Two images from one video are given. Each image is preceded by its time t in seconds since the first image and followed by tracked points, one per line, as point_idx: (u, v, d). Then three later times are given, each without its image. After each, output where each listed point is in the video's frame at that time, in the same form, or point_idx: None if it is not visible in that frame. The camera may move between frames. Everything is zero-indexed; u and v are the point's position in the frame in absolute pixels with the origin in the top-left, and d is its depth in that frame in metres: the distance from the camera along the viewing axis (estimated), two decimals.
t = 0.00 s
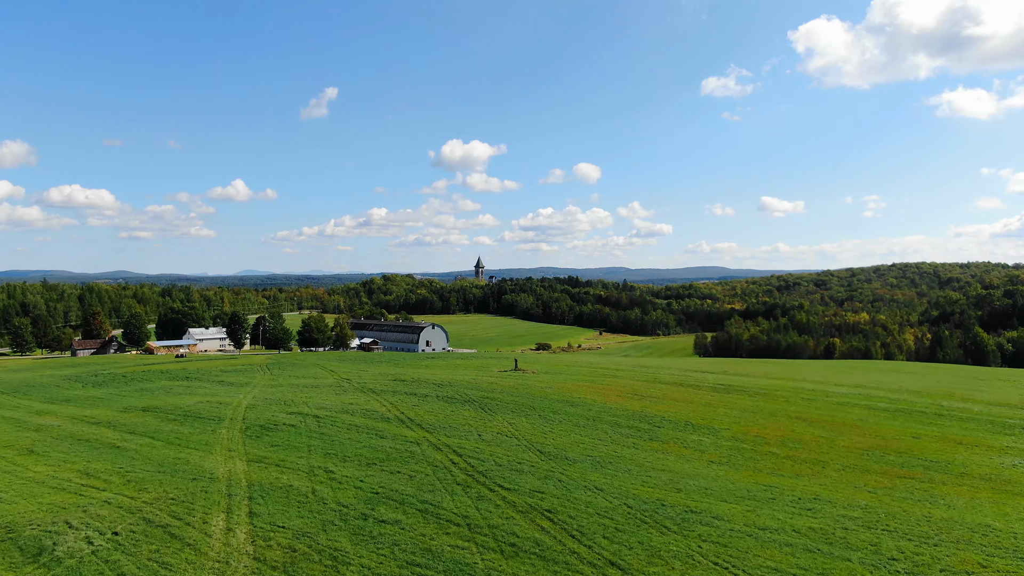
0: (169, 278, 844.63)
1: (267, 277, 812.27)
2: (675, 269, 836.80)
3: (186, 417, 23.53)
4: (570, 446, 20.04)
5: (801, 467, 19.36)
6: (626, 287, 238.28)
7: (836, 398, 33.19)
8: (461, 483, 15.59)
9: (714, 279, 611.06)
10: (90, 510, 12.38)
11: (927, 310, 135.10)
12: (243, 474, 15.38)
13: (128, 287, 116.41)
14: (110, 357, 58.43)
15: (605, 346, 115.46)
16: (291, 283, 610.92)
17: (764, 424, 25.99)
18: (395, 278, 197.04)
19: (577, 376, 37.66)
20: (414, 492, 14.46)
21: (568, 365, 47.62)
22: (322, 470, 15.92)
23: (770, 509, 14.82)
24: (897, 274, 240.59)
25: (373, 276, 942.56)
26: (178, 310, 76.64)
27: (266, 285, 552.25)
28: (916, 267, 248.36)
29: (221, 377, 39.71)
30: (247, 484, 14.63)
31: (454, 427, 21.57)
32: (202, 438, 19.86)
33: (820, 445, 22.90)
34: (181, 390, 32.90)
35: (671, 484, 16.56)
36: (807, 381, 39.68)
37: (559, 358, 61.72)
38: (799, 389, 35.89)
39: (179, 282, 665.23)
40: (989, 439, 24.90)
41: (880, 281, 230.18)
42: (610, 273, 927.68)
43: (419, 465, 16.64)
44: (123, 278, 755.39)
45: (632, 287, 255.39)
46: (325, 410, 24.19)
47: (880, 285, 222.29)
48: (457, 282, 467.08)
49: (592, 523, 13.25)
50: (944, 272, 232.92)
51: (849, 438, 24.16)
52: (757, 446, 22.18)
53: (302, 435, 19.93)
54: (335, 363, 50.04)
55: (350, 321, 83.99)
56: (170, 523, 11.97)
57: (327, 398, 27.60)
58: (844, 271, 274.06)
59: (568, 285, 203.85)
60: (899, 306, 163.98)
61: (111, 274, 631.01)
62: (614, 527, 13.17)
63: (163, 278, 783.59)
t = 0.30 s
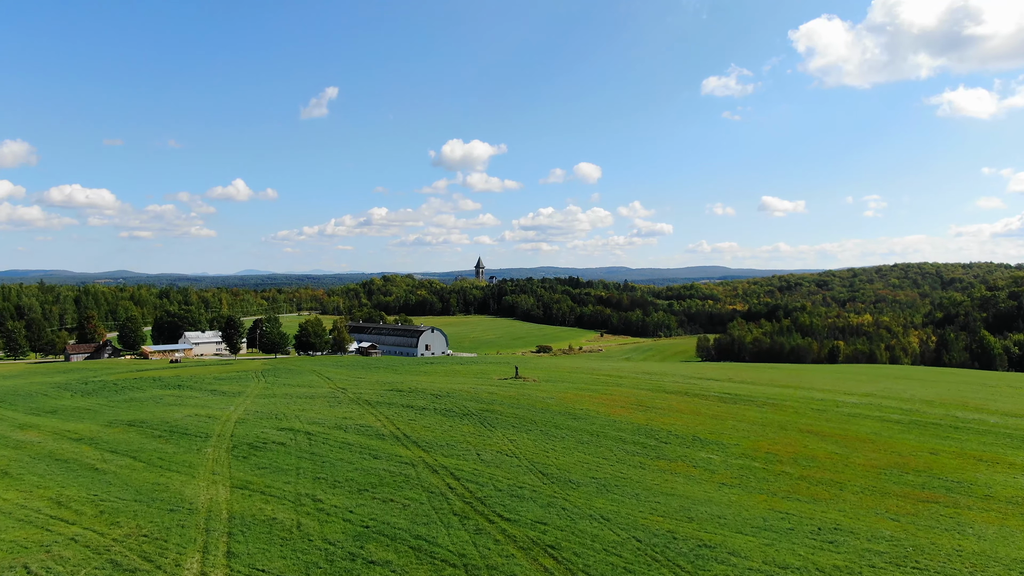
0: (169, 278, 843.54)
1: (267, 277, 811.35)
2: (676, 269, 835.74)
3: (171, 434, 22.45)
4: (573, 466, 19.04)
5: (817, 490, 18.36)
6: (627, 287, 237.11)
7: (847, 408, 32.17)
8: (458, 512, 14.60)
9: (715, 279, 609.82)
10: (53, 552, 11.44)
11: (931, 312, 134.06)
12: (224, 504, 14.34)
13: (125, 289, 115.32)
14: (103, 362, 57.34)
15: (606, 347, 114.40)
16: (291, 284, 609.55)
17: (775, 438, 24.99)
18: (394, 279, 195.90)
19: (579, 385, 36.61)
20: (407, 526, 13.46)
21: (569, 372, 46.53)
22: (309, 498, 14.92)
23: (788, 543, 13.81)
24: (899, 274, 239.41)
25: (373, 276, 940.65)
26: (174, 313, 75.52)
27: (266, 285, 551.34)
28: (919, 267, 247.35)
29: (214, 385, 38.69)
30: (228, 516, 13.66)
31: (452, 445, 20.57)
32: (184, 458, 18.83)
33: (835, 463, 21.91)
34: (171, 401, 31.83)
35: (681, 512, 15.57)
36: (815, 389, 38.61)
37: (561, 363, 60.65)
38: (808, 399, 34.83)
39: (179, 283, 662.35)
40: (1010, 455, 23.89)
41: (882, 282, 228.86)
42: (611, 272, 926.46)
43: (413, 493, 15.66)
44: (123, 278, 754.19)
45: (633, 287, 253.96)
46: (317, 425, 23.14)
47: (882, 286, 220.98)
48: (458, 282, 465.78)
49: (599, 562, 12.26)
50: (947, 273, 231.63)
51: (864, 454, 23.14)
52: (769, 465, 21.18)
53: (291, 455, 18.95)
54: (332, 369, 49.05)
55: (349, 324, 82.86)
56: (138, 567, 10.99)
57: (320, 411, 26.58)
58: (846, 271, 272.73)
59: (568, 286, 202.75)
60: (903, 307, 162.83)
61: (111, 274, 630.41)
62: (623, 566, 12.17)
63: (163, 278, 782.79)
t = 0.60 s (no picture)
0: (169, 278, 842.02)
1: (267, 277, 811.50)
2: (676, 268, 834.76)
3: (155, 452, 21.37)
4: (577, 490, 18.01)
5: (837, 516, 17.32)
6: (628, 288, 235.99)
7: (859, 420, 31.12)
8: (455, 547, 13.58)
9: (716, 279, 608.66)
10: None
11: (935, 314, 133.05)
12: (202, 538, 13.32)
13: (122, 291, 114.13)
14: (96, 367, 56.27)
15: (608, 350, 113.36)
16: (291, 283, 608.19)
17: (787, 455, 23.94)
18: (394, 279, 194.93)
19: (581, 394, 35.56)
20: (399, 566, 12.44)
21: (571, 379, 45.51)
22: (295, 531, 13.90)
23: None
24: (901, 275, 238.18)
25: (373, 275, 939.17)
26: (170, 316, 74.44)
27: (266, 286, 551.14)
28: (921, 267, 246.43)
29: (206, 394, 37.71)
30: (206, 553, 12.65)
31: (449, 466, 19.52)
32: (165, 482, 17.77)
33: (852, 483, 20.86)
34: (160, 413, 30.75)
35: (694, 545, 14.55)
36: (824, 399, 37.55)
37: (562, 368, 59.66)
38: (818, 409, 33.77)
39: (179, 283, 662.26)
40: None
41: (885, 283, 227.68)
42: (611, 272, 925.20)
43: (407, 524, 14.63)
44: (122, 278, 753.19)
45: (634, 287, 252.37)
46: (308, 442, 22.08)
47: (884, 286, 219.78)
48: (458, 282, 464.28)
49: None
50: (949, 273, 230.44)
51: (882, 474, 22.06)
52: (784, 485, 20.14)
53: (280, 477, 17.95)
54: (329, 376, 48.06)
55: (348, 327, 81.80)
56: None
57: (313, 425, 25.52)
58: (848, 271, 271.64)
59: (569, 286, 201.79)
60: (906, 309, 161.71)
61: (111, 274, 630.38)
62: None
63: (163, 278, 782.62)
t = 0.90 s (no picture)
0: (169, 278, 841.35)
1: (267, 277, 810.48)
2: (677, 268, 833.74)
3: (137, 472, 20.31)
4: (582, 516, 17.01)
5: (858, 546, 16.30)
6: (629, 289, 234.96)
7: (872, 432, 30.09)
8: None
9: (717, 279, 607.41)
10: None
11: (939, 316, 131.98)
12: None
13: (119, 293, 113.00)
14: (88, 373, 55.18)
15: (609, 352, 112.35)
16: (291, 284, 606.76)
17: (800, 472, 22.90)
18: (393, 279, 193.74)
19: (584, 405, 34.55)
20: None
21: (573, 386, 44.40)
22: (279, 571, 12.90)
23: None
24: (904, 275, 237.01)
25: (373, 275, 937.90)
26: (166, 320, 73.34)
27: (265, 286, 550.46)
28: (923, 267, 245.44)
29: (200, 403, 36.72)
30: None
31: (446, 489, 18.54)
32: (145, 509, 16.73)
33: (870, 506, 19.81)
34: (149, 426, 29.73)
35: None
36: (834, 408, 36.53)
37: (563, 373, 58.64)
38: (829, 421, 32.69)
39: (179, 283, 661.09)
40: None
41: (887, 284, 226.54)
42: (612, 272, 923.74)
43: (401, 560, 13.68)
44: (122, 279, 752.30)
45: (635, 288, 251.07)
46: (299, 461, 21.03)
47: (886, 287, 218.65)
48: (459, 282, 463.09)
49: None
50: (951, 274, 229.35)
51: (901, 495, 21.02)
52: (799, 508, 19.08)
53: (266, 503, 16.92)
54: (325, 383, 47.06)
55: (346, 330, 80.77)
56: None
57: (305, 440, 24.48)
58: (850, 271, 270.33)
59: (570, 287, 200.42)
60: (909, 310, 160.67)
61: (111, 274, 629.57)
62: None
63: (163, 278, 781.65)
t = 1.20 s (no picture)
0: (169, 278, 839.91)
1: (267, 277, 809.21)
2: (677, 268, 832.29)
3: (117, 495, 19.20)
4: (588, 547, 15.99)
5: None
6: (630, 290, 233.98)
7: (886, 446, 29.02)
8: None
9: (717, 279, 606.07)
10: None
11: (943, 318, 130.87)
12: None
13: (116, 295, 112.02)
14: (81, 379, 54.12)
15: (610, 355, 111.18)
16: (291, 284, 604.82)
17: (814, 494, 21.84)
18: (393, 280, 192.66)
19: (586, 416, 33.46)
20: None
21: (576, 394, 43.26)
22: None
23: None
24: (906, 276, 235.76)
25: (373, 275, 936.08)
26: (161, 324, 72.29)
27: (265, 287, 549.22)
28: (925, 268, 244.46)
29: (191, 413, 35.63)
30: None
31: (443, 517, 17.50)
32: (121, 539, 15.67)
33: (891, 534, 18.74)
34: (135, 440, 28.62)
35: None
36: (844, 418, 35.52)
37: (565, 379, 57.62)
38: (840, 433, 31.65)
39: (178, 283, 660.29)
40: None
41: (889, 284, 225.37)
42: (612, 272, 922.35)
43: None
44: (122, 279, 750.62)
45: (635, 288, 249.79)
46: (288, 483, 19.93)
47: (889, 288, 217.45)
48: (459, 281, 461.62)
49: None
50: (954, 274, 228.22)
51: (923, 520, 19.94)
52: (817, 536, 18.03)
53: (251, 533, 15.86)
54: (322, 390, 46.02)
55: (344, 334, 79.76)
56: None
57: (296, 457, 23.41)
58: (852, 271, 268.94)
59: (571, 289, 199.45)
60: (912, 312, 159.52)
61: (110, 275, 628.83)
62: None
63: (163, 279, 780.78)
